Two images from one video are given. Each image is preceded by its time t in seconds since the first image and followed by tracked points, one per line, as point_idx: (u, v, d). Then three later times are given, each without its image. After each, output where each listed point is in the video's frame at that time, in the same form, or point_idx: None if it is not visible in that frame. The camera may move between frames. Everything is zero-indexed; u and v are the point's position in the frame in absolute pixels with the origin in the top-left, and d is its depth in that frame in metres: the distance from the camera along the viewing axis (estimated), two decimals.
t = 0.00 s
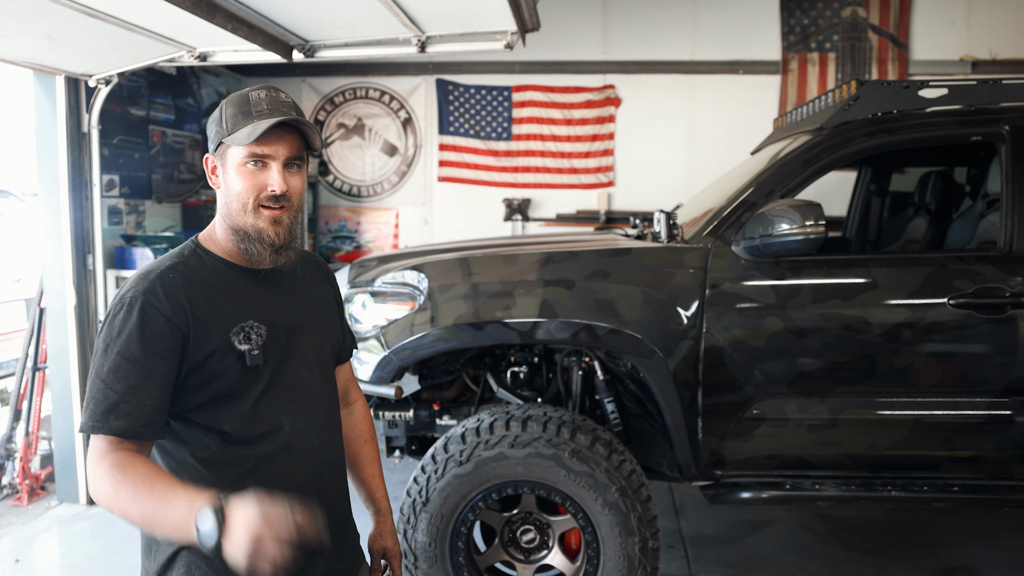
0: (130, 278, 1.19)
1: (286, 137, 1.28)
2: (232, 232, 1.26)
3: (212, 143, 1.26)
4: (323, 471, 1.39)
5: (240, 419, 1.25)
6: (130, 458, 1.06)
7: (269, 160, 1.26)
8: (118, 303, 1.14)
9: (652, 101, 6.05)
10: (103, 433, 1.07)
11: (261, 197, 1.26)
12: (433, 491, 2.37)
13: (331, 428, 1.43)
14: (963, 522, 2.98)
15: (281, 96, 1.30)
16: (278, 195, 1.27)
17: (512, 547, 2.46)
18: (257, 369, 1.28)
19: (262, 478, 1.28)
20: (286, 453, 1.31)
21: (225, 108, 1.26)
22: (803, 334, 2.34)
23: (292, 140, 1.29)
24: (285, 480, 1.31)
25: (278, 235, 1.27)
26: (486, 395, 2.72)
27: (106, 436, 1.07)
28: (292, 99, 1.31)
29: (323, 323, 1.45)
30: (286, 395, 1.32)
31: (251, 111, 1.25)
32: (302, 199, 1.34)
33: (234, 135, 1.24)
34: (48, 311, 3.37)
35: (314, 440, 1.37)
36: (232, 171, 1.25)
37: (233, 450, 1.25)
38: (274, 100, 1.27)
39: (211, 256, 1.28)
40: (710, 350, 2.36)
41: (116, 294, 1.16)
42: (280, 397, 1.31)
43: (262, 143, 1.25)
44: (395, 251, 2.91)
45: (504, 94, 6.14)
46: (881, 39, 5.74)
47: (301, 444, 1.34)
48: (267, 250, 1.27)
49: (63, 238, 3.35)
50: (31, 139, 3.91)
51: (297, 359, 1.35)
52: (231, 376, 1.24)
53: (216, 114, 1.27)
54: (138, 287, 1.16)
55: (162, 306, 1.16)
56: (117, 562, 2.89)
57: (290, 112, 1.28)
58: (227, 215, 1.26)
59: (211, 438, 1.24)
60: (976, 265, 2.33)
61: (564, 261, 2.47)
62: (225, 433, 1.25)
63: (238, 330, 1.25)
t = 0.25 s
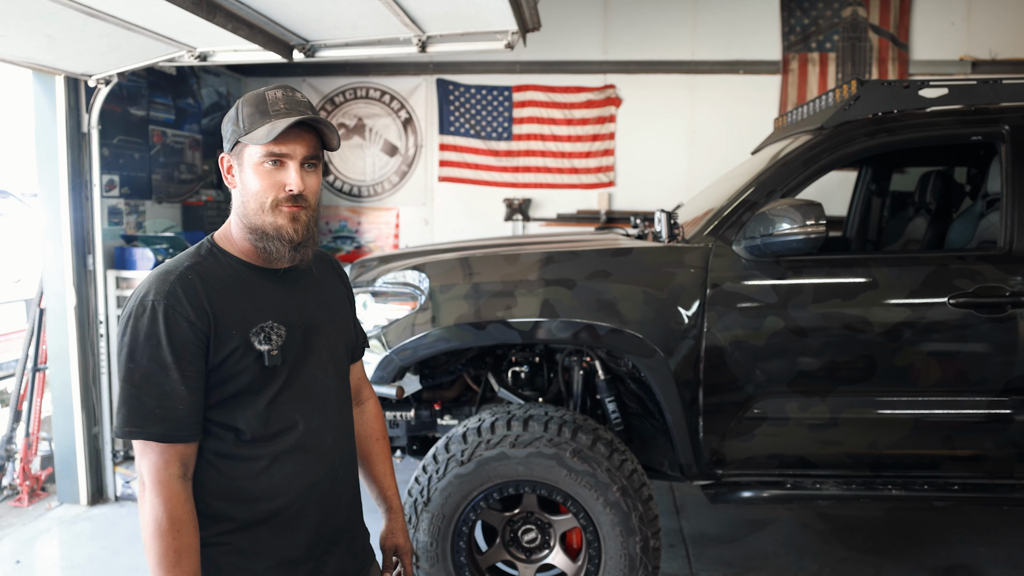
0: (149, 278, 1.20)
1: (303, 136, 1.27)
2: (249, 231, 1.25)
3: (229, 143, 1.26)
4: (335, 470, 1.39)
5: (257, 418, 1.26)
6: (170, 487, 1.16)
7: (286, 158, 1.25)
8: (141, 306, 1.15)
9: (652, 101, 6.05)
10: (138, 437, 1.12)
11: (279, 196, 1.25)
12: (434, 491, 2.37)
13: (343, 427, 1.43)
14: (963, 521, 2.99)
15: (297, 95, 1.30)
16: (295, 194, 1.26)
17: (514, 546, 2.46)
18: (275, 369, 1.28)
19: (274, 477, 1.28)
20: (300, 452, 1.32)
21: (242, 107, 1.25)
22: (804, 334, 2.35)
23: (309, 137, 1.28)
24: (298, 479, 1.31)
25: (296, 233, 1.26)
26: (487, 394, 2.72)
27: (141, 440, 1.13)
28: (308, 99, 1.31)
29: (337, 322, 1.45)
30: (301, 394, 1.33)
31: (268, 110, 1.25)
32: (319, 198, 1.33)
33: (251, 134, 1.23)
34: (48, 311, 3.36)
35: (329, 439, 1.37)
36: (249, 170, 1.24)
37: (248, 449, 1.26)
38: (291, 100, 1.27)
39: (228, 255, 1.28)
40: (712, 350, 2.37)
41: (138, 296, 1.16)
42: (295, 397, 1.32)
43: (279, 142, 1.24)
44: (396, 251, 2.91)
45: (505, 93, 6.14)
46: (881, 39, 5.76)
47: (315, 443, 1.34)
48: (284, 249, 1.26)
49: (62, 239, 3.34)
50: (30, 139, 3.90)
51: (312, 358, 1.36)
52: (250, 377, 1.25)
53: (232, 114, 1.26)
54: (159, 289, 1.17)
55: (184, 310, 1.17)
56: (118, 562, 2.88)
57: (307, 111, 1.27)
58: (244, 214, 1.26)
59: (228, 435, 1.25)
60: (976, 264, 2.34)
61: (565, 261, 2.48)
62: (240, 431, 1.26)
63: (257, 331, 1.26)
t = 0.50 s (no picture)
0: (156, 275, 1.20)
1: (317, 135, 1.27)
2: (264, 231, 1.25)
3: (241, 142, 1.25)
4: (346, 469, 1.39)
5: (264, 416, 1.26)
6: (147, 482, 1.13)
7: (300, 158, 1.24)
8: (147, 303, 1.15)
9: (651, 100, 6.07)
10: (138, 434, 1.11)
11: (293, 196, 1.24)
12: (436, 491, 2.37)
13: (354, 426, 1.42)
14: (961, 518, 3.01)
15: (308, 94, 1.30)
16: (309, 194, 1.25)
17: (516, 545, 2.46)
18: (283, 367, 1.28)
19: (285, 476, 1.28)
20: (310, 450, 1.31)
21: (254, 106, 1.24)
22: (804, 332, 2.36)
23: (323, 136, 1.28)
24: (308, 477, 1.31)
25: (311, 234, 1.26)
26: (488, 394, 2.72)
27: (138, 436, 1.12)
28: (319, 97, 1.31)
29: (347, 320, 1.44)
30: (310, 393, 1.32)
31: (281, 109, 1.24)
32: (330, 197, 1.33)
33: (265, 134, 1.22)
34: (46, 312, 3.33)
35: (338, 438, 1.37)
36: (263, 170, 1.23)
37: (258, 447, 1.26)
38: (303, 98, 1.26)
39: (236, 253, 1.28)
40: (713, 349, 2.38)
41: (144, 293, 1.17)
42: (304, 396, 1.31)
43: (293, 141, 1.24)
44: (396, 250, 2.91)
45: (504, 93, 6.14)
46: (879, 40, 5.80)
47: (325, 442, 1.34)
48: (299, 250, 1.26)
49: (60, 239, 3.31)
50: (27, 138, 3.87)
51: (321, 357, 1.35)
52: (257, 375, 1.24)
53: (244, 113, 1.25)
54: (165, 287, 1.17)
55: (189, 306, 1.16)
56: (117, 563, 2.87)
57: (320, 110, 1.26)
58: (258, 214, 1.25)
59: (236, 433, 1.25)
60: (975, 263, 2.36)
61: (566, 260, 2.48)
62: (249, 430, 1.25)
63: (265, 329, 1.25)
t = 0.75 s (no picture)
0: (157, 276, 1.18)
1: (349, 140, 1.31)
2: (303, 232, 1.26)
3: (281, 140, 1.20)
4: (349, 468, 1.39)
5: (267, 416, 1.25)
6: (166, 484, 1.12)
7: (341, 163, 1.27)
8: (150, 303, 1.14)
9: (649, 100, 6.08)
10: (143, 436, 1.10)
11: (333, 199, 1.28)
12: (438, 489, 2.36)
13: (355, 424, 1.42)
14: (958, 513, 3.03)
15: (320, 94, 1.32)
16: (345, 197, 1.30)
17: (518, 543, 2.46)
18: (285, 366, 1.27)
19: (288, 474, 1.28)
20: (313, 450, 1.31)
21: (293, 104, 1.22)
22: (803, 330, 2.37)
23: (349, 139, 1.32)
24: (312, 476, 1.30)
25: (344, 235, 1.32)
26: (489, 393, 2.72)
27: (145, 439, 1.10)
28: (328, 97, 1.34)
29: (348, 318, 1.43)
30: (312, 392, 1.31)
31: (321, 112, 1.26)
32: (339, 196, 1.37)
33: (316, 137, 1.23)
34: (43, 312, 3.30)
35: (340, 436, 1.36)
36: (310, 172, 1.23)
37: (261, 447, 1.25)
38: (329, 101, 1.30)
39: (237, 252, 1.27)
40: (713, 346, 2.38)
41: (146, 295, 1.16)
42: (306, 395, 1.30)
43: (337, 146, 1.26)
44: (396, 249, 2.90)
45: (503, 93, 6.14)
46: (876, 39, 5.86)
47: (328, 440, 1.33)
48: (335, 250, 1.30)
49: (57, 240, 3.28)
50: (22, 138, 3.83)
51: (323, 355, 1.34)
52: (260, 375, 1.23)
53: (280, 109, 1.21)
54: (166, 287, 1.15)
55: (191, 307, 1.15)
56: (115, 566, 2.84)
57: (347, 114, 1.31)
58: (298, 215, 1.25)
59: (238, 433, 1.24)
60: (973, 260, 2.37)
61: (566, 258, 2.48)
62: (251, 429, 1.25)
63: (267, 328, 1.24)
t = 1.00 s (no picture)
0: (159, 278, 1.15)
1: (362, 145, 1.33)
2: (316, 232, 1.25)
3: (307, 138, 1.20)
4: (351, 467, 1.38)
5: (273, 418, 1.24)
6: (188, 487, 1.11)
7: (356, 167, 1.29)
8: (155, 306, 1.11)
9: (643, 100, 6.10)
10: (156, 443, 1.08)
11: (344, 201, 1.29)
12: (438, 488, 2.35)
13: (355, 423, 1.41)
14: (954, 509, 3.05)
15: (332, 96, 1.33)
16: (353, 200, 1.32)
17: (518, 542, 2.46)
18: (291, 368, 1.26)
19: (293, 475, 1.27)
20: (317, 450, 1.30)
21: (319, 105, 1.23)
22: (801, 327, 2.38)
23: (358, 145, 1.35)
24: (316, 476, 1.30)
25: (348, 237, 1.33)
26: (488, 391, 2.72)
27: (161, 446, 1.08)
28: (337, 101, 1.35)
29: (345, 318, 1.42)
30: (316, 392, 1.31)
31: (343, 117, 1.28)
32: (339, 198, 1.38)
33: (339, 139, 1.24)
34: (37, 314, 3.27)
35: (343, 436, 1.36)
36: (331, 173, 1.24)
37: (266, 448, 1.24)
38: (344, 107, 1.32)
39: (237, 252, 1.24)
40: (712, 344, 2.39)
41: (151, 297, 1.12)
42: (311, 397, 1.30)
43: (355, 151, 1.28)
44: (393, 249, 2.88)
45: (500, 92, 6.14)
46: (870, 39, 5.90)
47: (331, 440, 1.33)
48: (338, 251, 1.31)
49: (51, 240, 3.25)
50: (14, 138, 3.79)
51: (325, 355, 1.34)
52: (266, 377, 1.22)
53: (308, 108, 1.21)
54: (172, 290, 1.13)
55: (200, 309, 1.13)
56: (110, 568, 2.82)
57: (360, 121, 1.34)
58: (314, 214, 1.25)
59: (243, 435, 1.22)
60: (969, 257, 2.39)
61: (565, 257, 2.47)
62: (256, 431, 1.23)
63: (274, 330, 1.23)
